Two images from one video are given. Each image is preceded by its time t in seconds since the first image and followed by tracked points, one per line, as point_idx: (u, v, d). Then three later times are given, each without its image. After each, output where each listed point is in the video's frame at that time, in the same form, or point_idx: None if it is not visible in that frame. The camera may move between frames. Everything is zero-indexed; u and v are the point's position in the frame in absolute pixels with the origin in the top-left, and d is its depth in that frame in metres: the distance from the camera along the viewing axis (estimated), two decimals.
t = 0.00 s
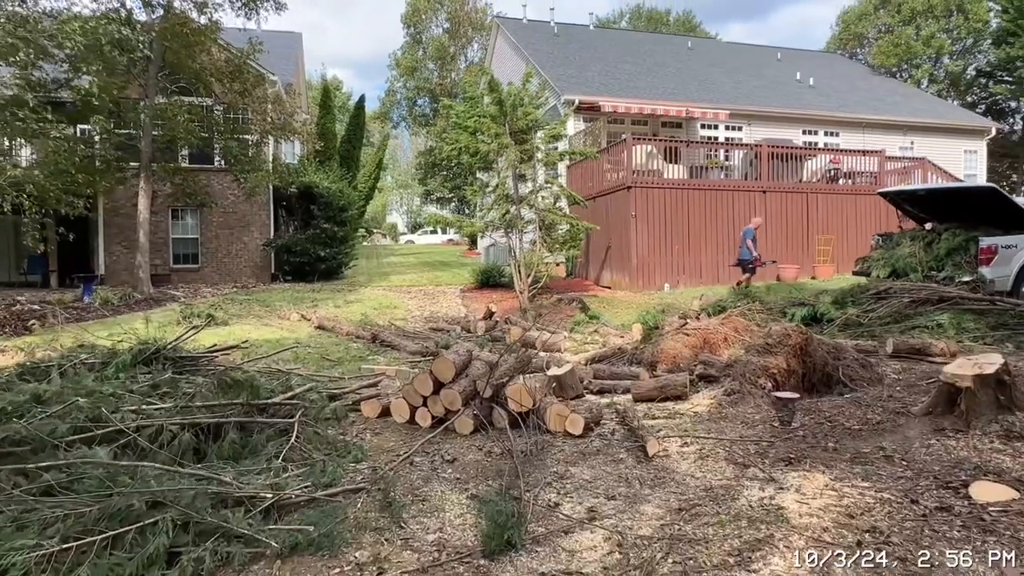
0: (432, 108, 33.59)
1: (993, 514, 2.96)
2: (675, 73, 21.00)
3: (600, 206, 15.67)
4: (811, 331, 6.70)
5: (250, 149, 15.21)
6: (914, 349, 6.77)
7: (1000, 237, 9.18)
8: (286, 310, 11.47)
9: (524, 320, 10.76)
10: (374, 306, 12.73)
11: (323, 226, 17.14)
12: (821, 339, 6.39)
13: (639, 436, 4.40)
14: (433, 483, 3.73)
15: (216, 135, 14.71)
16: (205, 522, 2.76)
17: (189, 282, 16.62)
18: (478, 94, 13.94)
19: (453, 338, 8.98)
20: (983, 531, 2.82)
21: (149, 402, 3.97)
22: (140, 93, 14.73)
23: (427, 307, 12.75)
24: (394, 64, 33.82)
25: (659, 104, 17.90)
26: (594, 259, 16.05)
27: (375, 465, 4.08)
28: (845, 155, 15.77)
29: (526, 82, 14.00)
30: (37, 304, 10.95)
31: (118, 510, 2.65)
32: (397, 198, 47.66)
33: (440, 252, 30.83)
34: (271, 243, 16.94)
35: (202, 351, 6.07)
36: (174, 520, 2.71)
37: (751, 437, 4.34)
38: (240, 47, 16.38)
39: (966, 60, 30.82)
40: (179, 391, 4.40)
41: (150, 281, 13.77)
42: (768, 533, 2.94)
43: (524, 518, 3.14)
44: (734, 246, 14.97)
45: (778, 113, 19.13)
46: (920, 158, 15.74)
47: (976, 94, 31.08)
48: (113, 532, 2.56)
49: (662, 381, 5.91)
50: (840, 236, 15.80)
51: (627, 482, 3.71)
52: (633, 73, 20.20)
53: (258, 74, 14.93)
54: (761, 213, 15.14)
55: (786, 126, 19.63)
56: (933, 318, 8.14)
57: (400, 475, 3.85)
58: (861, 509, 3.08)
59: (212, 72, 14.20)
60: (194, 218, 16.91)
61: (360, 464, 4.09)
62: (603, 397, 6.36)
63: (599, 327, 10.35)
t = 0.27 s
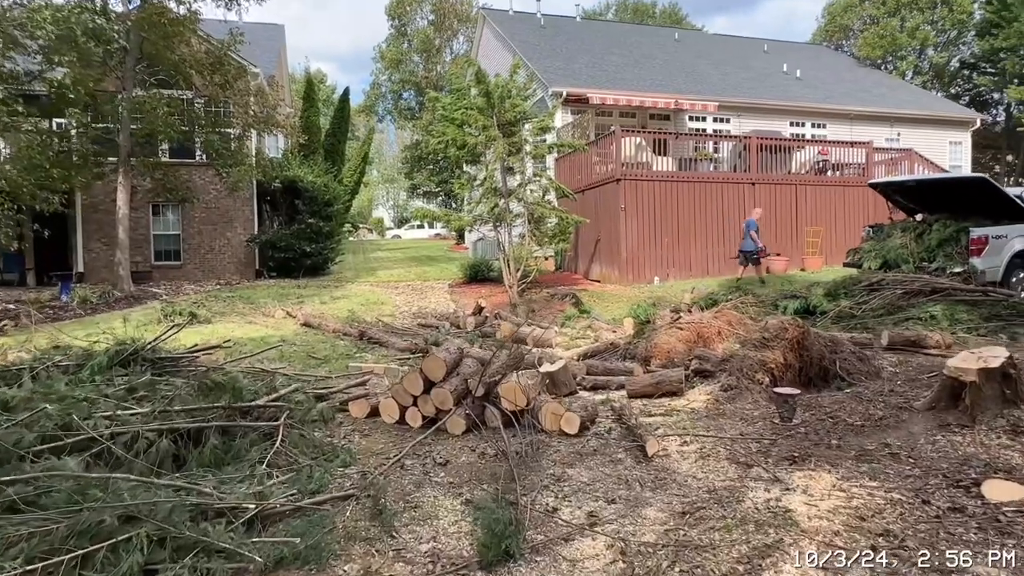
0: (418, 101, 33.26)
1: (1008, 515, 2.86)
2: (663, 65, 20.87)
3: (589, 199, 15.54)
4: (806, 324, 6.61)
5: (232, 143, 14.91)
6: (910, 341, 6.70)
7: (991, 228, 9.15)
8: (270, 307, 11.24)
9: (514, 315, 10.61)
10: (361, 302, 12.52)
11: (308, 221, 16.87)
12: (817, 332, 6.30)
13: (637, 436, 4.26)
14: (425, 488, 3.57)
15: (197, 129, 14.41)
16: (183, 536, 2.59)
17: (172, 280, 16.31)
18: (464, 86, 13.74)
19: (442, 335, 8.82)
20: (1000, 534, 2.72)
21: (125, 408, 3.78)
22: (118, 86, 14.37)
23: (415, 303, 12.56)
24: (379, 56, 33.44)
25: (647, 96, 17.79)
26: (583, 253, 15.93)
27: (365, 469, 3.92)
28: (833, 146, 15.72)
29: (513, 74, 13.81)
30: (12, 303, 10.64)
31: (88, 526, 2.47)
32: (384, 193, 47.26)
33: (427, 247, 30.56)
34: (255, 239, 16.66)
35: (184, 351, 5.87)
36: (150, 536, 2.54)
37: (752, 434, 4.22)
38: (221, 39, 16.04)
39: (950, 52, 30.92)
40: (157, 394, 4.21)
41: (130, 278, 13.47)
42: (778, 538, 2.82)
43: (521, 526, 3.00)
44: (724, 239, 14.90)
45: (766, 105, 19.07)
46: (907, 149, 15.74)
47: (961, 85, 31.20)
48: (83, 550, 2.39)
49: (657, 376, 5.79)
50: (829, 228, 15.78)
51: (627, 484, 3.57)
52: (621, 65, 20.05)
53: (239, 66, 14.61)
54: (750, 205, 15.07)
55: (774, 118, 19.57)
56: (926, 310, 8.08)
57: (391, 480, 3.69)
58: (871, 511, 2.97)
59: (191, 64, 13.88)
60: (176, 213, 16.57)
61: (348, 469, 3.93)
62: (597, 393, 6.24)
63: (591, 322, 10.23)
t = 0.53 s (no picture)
0: (408, 89, 32.93)
1: (1019, 509, 2.78)
2: (655, 51, 20.69)
3: (581, 187, 15.40)
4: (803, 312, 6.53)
5: (219, 131, 14.66)
6: (907, 328, 6.63)
7: (986, 213, 9.09)
8: (259, 298, 11.07)
9: (506, 304, 10.50)
10: (351, 292, 12.37)
11: (297, 210, 16.66)
12: (815, 320, 6.21)
13: (635, 428, 4.16)
14: (419, 485, 3.46)
15: (182, 117, 14.14)
16: (165, 541, 2.47)
17: (159, 271, 16.08)
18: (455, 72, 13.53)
19: (434, 325, 8.70)
20: (1013, 529, 2.64)
21: (105, 405, 3.66)
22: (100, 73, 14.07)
23: (406, 292, 12.42)
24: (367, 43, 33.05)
25: (639, 82, 17.62)
26: (576, 241, 15.81)
27: (355, 466, 3.79)
28: (826, 133, 15.64)
29: (504, 60, 13.62)
30: None
31: (61, 533, 2.35)
32: (374, 182, 46.89)
33: (418, 236, 30.35)
34: (243, 229, 16.44)
35: (168, 344, 5.72)
36: (128, 541, 2.42)
37: (753, 425, 4.13)
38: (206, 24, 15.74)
39: (942, 38, 30.86)
40: (140, 390, 4.09)
41: (115, 270, 13.24)
42: (784, 534, 2.73)
43: (518, 524, 2.89)
44: (717, 226, 14.81)
45: (758, 91, 18.94)
46: (900, 135, 15.67)
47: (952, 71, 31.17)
48: (59, 557, 2.27)
49: (653, 366, 5.70)
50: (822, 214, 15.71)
51: (626, 479, 3.47)
52: (613, 51, 19.86)
53: (224, 52, 14.35)
54: (743, 192, 14.97)
55: (766, 104, 19.46)
56: (921, 297, 8.03)
57: (383, 477, 3.57)
58: (878, 505, 2.88)
59: (175, 50, 13.60)
60: (162, 203, 16.31)
61: (339, 465, 3.80)
62: (593, 384, 6.13)
63: (584, 311, 10.13)
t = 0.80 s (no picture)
0: (406, 79, 32.69)
1: None
2: (655, 38, 20.46)
3: (581, 177, 15.25)
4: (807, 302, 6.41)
5: (214, 122, 14.52)
6: (913, 317, 6.51)
7: (992, 201, 8.96)
8: (255, 291, 10.95)
9: (505, 295, 10.38)
10: (349, 284, 12.25)
11: (294, 202, 16.53)
12: (820, 310, 6.08)
13: (635, 422, 4.05)
14: (412, 483, 3.35)
15: (176, 108, 13.98)
16: (144, 544, 2.37)
17: (156, 264, 15.95)
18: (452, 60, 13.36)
19: (432, 317, 8.58)
20: None
21: (88, 402, 3.56)
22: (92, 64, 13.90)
23: (404, 284, 12.31)
24: (365, 33, 32.80)
25: (639, 70, 17.43)
26: (575, 231, 15.68)
27: (347, 463, 3.68)
28: (828, 120, 15.45)
29: (502, 48, 13.44)
30: None
31: (35, 537, 2.25)
32: (373, 174, 46.66)
33: (418, 228, 30.19)
34: (240, 221, 16.31)
35: (159, 338, 5.60)
36: (106, 545, 2.32)
37: (756, 419, 4.02)
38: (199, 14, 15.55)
39: (944, 24, 30.55)
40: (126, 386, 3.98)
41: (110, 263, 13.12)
42: (791, 534, 2.62)
43: (514, 524, 2.78)
44: (718, 215, 14.67)
45: (759, 79, 18.74)
46: (903, 122, 15.50)
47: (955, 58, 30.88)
48: (32, 562, 2.17)
49: (654, 357, 5.59)
50: (823, 203, 15.55)
51: (626, 476, 3.36)
52: (612, 39, 19.65)
53: (218, 42, 14.18)
54: (744, 180, 14.81)
55: (767, 91, 19.26)
56: (926, 285, 7.91)
57: (376, 475, 3.46)
58: (889, 502, 2.77)
59: (168, 40, 13.43)
60: (157, 196, 16.17)
61: (331, 462, 3.69)
62: (592, 376, 6.02)
63: (584, 302, 10.00)
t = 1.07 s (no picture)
0: (408, 75, 32.55)
1: None
2: (658, 31, 20.25)
3: (583, 172, 15.09)
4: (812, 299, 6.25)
5: (212, 120, 14.42)
6: (921, 314, 6.35)
7: (1002, 194, 8.79)
8: (253, 290, 10.85)
9: (505, 293, 10.25)
10: (349, 282, 12.15)
11: (294, 199, 16.43)
12: (825, 307, 5.93)
13: (633, 426, 3.91)
14: (399, 491, 3.23)
15: (174, 105, 13.87)
16: (110, 561, 2.23)
17: (156, 263, 15.88)
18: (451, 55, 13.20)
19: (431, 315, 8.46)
20: None
21: (65, 408, 3.45)
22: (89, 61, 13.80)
23: (404, 282, 12.19)
24: (366, 29, 32.65)
25: (641, 64, 17.23)
26: (578, 227, 15.53)
27: (334, 469, 3.56)
28: (834, 113, 15.22)
29: (502, 42, 13.27)
30: None
31: None
32: (376, 170, 46.55)
33: (421, 224, 30.08)
34: (240, 219, 16.22)
35: (148, 339, 5.49)
36: (70, 562, 2.19)
37: (758, 421, 3.87)
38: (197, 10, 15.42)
39: (951, 15, 30.17)
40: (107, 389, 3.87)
41: (109, 262, 13.04)
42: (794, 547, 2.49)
43: (504, 536, 2.66)
44: (722, 210, 14.49)
45: (763, 72, 18.52)
46: (910, 115, 15.27)
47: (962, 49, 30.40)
48: None
49: (654, 356, 5.45)
50: (829, 197, 15.35)
51: (622, 483, 3.23)
52: (614, 32, 19.46)
53: (216, 38, 14.07)
54: (749, 174, 14.62)
55: (772, 84, 19.03)
56: (934, 281, 7.74)
57: (363, 482, 3.34)
58: (897, 513, 2.64)
59: (165, 37, 13.32)
60: (157, 194, 16.08)
61: (317, 468, 3.58)
62: (591, 376, 5.90)
63: (585, 299, 9.86)
